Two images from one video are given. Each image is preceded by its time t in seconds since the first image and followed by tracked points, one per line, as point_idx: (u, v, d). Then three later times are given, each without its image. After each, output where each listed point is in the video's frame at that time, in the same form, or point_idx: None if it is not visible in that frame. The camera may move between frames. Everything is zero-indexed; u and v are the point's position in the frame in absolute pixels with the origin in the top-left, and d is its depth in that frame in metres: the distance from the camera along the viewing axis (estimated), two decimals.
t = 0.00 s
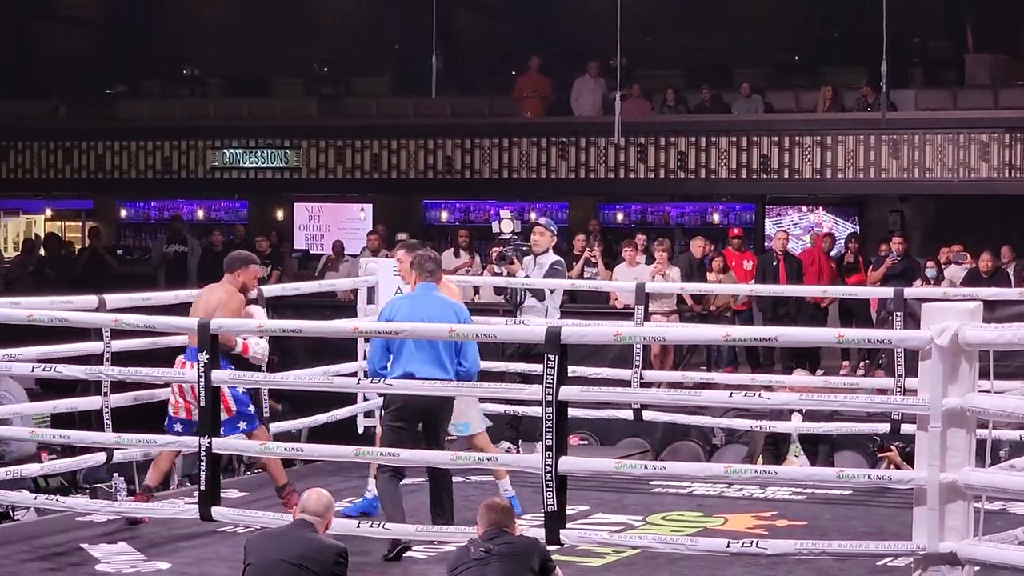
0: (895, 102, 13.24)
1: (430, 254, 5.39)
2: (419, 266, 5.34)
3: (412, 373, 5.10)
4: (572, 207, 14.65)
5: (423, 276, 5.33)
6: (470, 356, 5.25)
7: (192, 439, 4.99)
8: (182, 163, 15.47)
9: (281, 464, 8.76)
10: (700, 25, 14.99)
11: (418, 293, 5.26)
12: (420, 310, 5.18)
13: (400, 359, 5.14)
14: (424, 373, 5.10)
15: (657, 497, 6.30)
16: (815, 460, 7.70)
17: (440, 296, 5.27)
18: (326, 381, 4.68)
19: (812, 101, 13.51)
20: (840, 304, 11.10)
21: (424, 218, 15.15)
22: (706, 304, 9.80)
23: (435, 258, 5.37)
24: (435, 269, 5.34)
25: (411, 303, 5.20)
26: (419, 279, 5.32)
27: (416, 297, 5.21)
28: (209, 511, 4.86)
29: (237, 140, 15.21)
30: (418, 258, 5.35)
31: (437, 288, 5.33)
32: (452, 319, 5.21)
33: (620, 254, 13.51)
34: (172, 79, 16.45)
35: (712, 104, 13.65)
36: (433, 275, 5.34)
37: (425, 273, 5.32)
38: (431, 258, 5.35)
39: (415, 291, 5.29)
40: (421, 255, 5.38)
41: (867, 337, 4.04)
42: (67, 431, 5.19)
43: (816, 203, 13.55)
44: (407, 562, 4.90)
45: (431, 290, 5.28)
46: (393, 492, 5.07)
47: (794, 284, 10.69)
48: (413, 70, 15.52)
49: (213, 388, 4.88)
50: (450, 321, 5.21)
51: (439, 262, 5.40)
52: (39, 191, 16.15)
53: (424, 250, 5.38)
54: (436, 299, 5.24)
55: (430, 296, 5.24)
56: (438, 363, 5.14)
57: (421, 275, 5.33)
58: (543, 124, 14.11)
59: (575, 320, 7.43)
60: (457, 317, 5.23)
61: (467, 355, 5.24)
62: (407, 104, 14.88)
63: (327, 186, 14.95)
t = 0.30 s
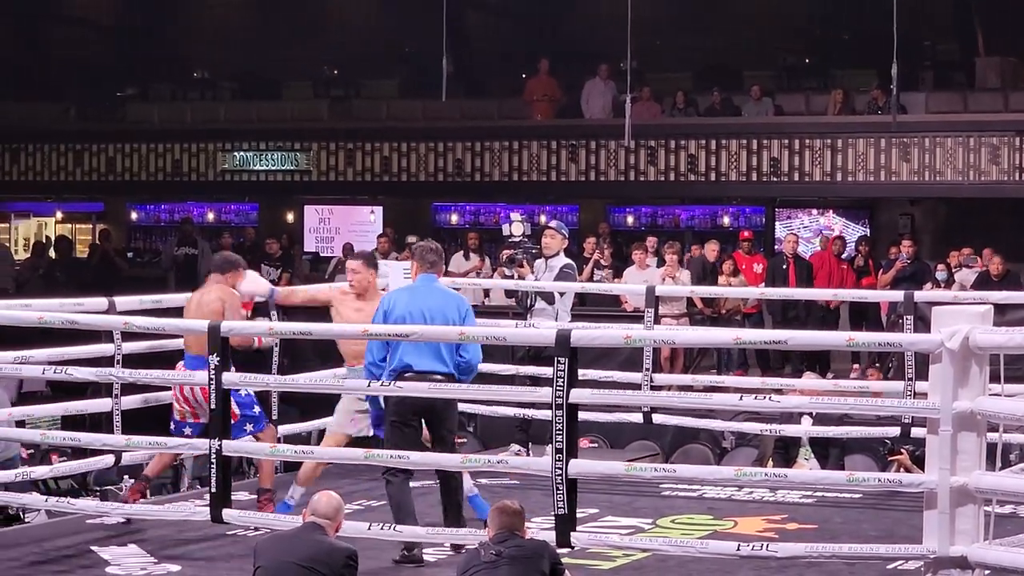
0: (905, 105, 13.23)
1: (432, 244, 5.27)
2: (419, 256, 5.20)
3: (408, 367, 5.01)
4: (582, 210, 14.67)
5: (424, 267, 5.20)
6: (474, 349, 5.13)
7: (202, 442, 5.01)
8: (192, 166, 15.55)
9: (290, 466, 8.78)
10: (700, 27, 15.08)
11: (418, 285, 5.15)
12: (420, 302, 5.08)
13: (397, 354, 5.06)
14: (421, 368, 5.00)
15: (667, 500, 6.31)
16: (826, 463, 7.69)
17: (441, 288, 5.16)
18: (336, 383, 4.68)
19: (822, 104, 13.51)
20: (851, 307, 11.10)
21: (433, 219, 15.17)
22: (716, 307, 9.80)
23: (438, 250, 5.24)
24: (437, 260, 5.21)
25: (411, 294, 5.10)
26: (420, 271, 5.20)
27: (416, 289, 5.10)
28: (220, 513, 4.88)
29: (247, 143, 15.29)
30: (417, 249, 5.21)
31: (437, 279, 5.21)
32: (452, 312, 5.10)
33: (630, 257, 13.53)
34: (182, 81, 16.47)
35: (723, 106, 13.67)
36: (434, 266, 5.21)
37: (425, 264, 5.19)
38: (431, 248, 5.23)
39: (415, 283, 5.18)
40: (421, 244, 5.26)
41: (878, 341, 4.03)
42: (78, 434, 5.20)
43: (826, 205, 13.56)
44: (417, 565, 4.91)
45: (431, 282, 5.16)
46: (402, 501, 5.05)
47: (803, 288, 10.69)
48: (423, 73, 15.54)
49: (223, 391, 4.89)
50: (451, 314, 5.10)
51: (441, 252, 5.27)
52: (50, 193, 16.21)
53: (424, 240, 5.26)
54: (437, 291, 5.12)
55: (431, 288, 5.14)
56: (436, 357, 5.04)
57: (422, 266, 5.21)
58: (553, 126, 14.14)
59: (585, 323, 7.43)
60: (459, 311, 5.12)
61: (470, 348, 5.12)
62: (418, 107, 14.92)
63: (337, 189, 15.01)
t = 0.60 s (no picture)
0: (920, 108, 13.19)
1: (449, 244, 5.17)
2: (437, 256, 5.12)
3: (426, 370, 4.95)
4: (596, 213, 14.62)
5: (442, 267, 5.13)
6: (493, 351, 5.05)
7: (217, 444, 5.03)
8: (207, 168, 15.64)
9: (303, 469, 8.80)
10: (715, 32, 15.06)
11: (436, 286, 5.08)
12: (438, 304, 5.02)
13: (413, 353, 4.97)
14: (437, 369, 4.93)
15: (680, 504, 6.30)
16: (840, 467, 7.68)
17: (460, 290, 5.09)
18: (350, 386, 4.69)
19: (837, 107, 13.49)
20: (865, 311, 11.08)
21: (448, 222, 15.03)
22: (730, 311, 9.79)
23: (455, 249, 5.16)
24: (455, 262, 5.13)
25: (430, 295, 5.04)
26: (438, 271, 5.13)
27: (433, 291, 5.04)
28: (233, 515, 4.89)
29: (262, 145, 15.36)
30: (435, 249, 5.12)
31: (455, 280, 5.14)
32: (469, 315, 5.03)
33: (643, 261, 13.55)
34: (197, 83, 16.49)
35: (737, 110, 13.72)
36: (452, 267, 5.15)
37: (443, 265, 5.12)
38: (448, 249, 5.14)
39: (433, 284, 5.11)
40: (437, 244, 5.17)
41: (892, 344, 4.02)
42: (93, 435, 5.23)
43: (841, 209, 13.54)
44: (431, 568, 4.92)
45: (448, 284, 5.09)
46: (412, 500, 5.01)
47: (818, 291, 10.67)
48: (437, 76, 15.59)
49: (238, 393, 4.91)
50: (470, 317, 5.03)
51: (459, 252, 5.18)
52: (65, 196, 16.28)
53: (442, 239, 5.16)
54: (455, 292, 5.06)
55: (449, 290, 5.07)
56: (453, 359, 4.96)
57: (440, 266, 5.13)
58: (567, 129, 14.15)
59: (599, 327, 7.42)
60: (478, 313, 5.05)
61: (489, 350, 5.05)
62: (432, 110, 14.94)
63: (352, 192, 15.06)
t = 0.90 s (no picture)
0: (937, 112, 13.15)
1: (456, 250, 5.14)
2: (445, 263, 5.09)
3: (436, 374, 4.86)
4: (612, 216, 14.67)
5: (450, 273, 5.09)
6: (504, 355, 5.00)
7: (234, 446, 5.05)
8: (224, 170, 15.64)
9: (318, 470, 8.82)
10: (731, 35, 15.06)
11: (445, 291, 5.03)
12: (447, 309, 4.95)
13: (427, 361, 4.91)
14: (449, 376, 4.87)
15: (696, 507, 6.30)
16: (855, 471, 7.67)
17: (469, 295, 5.02)
18: (367, 388, 4.70)
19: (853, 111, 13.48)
20: (882, 316, 11.07)
21: (464, 225, 15.28)
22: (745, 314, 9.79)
23: (463, 255, 5.12)
24: (462, 267, 5.09)
25: (439, 301, 4.98)
26: (445, 277, 5.08)
27: (442, 296, 4.98)
28: (250, 517, 4.91)
29: (279, 147, 15.40)
30: (443, 255, 5.09)
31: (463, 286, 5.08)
32: (479, 319, 4.94)
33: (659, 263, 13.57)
34: (213, 85, 16.60)
35: (753, 113, 13.70)
36: (460, 273, 5.10)
37: (451, 271, 5.08)
38: (454, 254, 5.10)
39: (442, 290, 5.05)
40: (444, 251, 5.14)
41: (910, 348, 4.01)
42: (110, 436, 5.25)
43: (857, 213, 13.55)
44: (448, 570, 4.93)
45: (458, 289, 5.03)
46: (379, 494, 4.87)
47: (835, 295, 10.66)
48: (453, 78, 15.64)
49: (254, 395, 4.92)
50: (481, 321, 4.95)
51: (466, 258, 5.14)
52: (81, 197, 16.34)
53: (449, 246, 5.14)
54: (464, 297, 4.99)
55: (458, 294, 5.01)
56: (467, 365, 4.89)
57: (448, 273, 5.09)
58: (584, 132, 14.17)
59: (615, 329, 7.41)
60: (489, 317, 4.97)
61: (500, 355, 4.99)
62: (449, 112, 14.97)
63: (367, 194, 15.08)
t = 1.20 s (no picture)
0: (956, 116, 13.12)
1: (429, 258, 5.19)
2: (420, 271, 5.12)
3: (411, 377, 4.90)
4: (629, 219, 14.57)
5: (423, 280, 5.13)
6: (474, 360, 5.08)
7: (251, 447, 5.06)
8: (241, 171, 15.83)
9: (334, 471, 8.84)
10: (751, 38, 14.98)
11: (419, 298, 5.08)
12: (420, 316, 5.00)
13: (401, 364, 4.93)
14: (425, 378, 4.89)
15: (713, 511, 6.30)
16: (871, 475, 7.67)
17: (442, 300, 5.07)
18: (384, 390, 4.71)
19: (872, 115, 13.48)
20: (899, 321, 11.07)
21: (479, 227, 15.11)
22: (763, 318, 9.80)
23: (435, 262, 5.17)
24: (435, 273, 5.13)
25: (411, 307, 5.02)
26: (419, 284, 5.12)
27: (415, 303, 5.02)
28: (267, 519, 4.93)
29: (295, 149, 15.61)
30: (419, 264, 5.13)
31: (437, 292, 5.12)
32: (452, 323, 5.00)
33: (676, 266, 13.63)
34: (230, 86, 16.52)
35: (771, 117, 13.73)
36: (434, 281, 5.15)
37: (425, 277, 5.12)
38: (427, 261, 5.15)
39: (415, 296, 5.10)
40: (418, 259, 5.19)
41: (928, 353, 4.00)
42: (128, 437, 5.27)
43: (874, 218, 13.59)
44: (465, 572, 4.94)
45: (430, 295, 5.08)
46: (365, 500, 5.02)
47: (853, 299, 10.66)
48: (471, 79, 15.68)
49: (273, 397, 4.94)
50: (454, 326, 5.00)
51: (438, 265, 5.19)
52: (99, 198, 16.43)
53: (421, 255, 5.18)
54: (437, 303, 5.05)
55: (431, 300, 5.05)
56: (442, 367, 4.92)
57: (421, 279, 5.13)
58: (602, 136, 14.23)
59: (632, 333, 7.39)
60: (462, 322, 5.04)
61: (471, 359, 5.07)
62: (466, 114, 15.03)
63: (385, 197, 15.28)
